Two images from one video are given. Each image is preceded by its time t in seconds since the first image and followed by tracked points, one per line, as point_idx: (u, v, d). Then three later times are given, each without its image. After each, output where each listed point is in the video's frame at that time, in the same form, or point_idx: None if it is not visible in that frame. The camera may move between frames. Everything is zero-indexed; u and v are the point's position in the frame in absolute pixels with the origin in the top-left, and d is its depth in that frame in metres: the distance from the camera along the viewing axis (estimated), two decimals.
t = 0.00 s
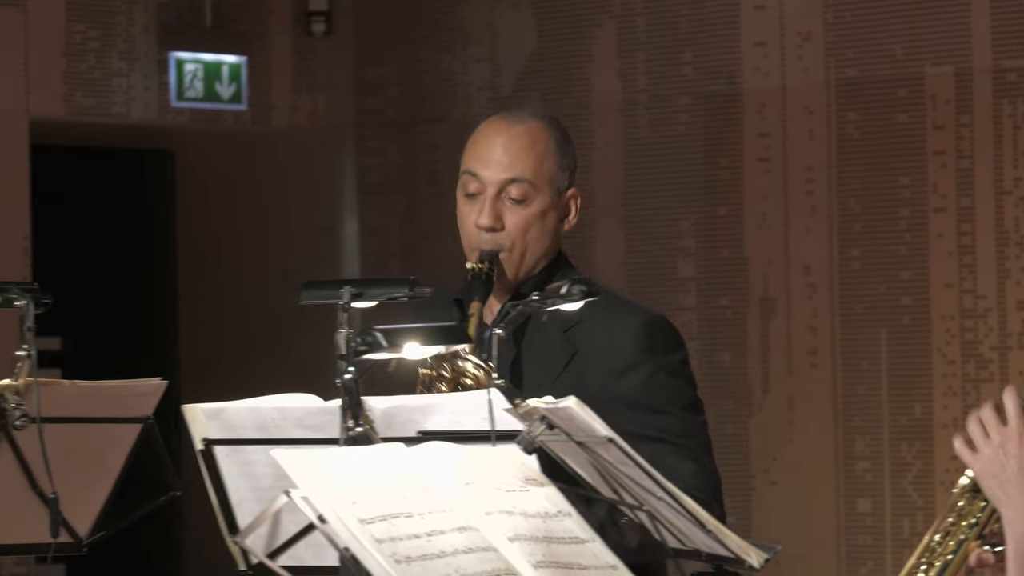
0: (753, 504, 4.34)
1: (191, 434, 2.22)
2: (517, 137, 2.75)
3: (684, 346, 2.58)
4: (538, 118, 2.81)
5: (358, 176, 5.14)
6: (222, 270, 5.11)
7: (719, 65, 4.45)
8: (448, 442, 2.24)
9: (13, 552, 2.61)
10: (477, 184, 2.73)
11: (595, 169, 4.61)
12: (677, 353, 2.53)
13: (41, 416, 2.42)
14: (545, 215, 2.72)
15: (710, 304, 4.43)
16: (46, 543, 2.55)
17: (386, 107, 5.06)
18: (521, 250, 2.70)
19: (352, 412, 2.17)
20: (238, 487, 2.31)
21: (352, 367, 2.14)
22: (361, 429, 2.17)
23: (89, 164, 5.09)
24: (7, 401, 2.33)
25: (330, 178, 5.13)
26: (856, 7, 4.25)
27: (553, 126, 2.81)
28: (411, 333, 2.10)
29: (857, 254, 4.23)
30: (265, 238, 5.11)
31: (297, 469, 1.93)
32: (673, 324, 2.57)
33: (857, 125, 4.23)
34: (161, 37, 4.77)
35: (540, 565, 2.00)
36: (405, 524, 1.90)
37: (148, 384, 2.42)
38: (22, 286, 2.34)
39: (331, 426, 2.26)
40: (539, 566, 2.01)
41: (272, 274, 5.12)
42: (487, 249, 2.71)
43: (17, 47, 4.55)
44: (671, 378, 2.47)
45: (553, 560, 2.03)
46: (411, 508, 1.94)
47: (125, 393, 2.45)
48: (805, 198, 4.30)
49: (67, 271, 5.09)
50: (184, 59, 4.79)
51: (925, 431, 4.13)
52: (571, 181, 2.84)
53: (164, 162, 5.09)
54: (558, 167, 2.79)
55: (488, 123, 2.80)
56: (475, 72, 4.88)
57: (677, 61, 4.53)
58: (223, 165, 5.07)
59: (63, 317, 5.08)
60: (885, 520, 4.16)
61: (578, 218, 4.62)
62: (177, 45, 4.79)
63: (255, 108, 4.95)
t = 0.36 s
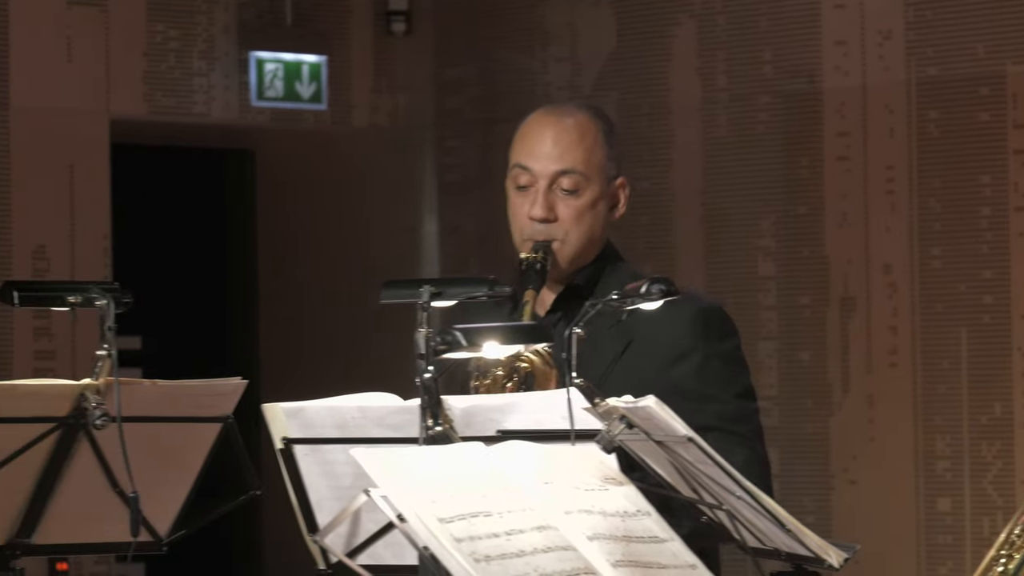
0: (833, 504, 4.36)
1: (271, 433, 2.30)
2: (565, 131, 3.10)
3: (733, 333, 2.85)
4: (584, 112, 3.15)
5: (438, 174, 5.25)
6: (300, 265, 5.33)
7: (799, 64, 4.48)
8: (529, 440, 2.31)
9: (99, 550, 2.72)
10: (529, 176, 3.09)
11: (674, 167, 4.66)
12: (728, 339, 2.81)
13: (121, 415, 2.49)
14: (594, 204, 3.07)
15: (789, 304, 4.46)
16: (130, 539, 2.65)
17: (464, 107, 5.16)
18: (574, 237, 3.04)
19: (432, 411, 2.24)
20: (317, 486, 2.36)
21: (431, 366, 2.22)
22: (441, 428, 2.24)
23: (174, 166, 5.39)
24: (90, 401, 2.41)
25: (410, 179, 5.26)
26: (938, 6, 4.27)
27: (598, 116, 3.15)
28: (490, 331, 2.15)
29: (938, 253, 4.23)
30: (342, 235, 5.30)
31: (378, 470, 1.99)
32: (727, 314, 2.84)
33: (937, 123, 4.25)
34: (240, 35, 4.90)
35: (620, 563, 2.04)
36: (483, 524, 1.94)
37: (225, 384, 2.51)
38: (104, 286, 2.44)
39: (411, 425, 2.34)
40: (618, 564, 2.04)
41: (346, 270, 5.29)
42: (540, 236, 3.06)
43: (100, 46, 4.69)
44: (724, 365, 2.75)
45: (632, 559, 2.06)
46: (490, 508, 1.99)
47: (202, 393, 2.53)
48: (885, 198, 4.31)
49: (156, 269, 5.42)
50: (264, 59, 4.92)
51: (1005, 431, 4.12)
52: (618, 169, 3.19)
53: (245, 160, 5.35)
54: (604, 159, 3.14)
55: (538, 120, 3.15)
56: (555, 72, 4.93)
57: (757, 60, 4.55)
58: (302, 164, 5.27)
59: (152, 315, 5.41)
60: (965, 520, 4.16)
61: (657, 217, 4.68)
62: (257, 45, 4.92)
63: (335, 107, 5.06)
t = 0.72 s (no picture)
0: (904, 504, 4.39)
1: (342, 431, 2.38)
2: (620, 148, 3.24)
3: (793, 346, 2.99)
4: (639, 129, 3.29)
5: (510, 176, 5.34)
6: (370, 265, 5.46)
7: (870, 64, 4.53)
8: (599, 440, 2.35)
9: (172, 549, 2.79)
10: (586, 192, 3.21)
11: (744, 164, 4.71)
12: (784, 351, 2.95)
13: (193, 414, 2.52)
14: (650, 219, 3.20)
15: (860, 303, 4.50)
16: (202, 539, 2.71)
17: (536, 105, 5.21)
18: (631, 252, 3.18)
19: (502, 411, 2.29)
20: (388, 486, 2.45)
21: (502, 365, 2.27)
22: (511, 428, 2.29)
23: (245, 165, 5.49)
24: (161, 400, 2.44)
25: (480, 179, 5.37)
26: (1009, 5, 4.34)
27: (650, 133, 3.29)
28: (561, 332, 2.20)
29: (1008, 252, 4.30)
30: (413, 236, 5.43)
31: (451, 471, 2.05)
32: (779, 325, 2.99)
33: (1008, 122, 4.31)
34: (311, 35, 5.02)
35: (690, 563, 2.08)
36: (554, 524, 2.00)
37: (296, 383, 2.51)
38: (175, 286, 2.50)
39: (480, 424, 2.38)
40: (688, 564, 2.08)
41: (416, 272, 5.43)
42: (598, 251, 3.19)
43: (171, 46, 4.80)
44: (778, 376, 2.90)
45: (702, 559, 2.10)
46: (561, 507, 2.04)
47: (273, 393, 2.55)
48: (956, 197, 4.37)
49: (226, 267, 5.50)
50: (335, 58, 5.02)
51: None
52: (671, 183, 3.33)
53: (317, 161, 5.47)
54: (658, 173, 3.27)
55: (592, 137, 3.28)
56: (625, 71, 4.99)
57: (826, 58, 4.61)
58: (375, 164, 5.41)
59: (220, 312, 5.48)
60: None
61: (726, 216, 4.73)
62: (327, 44, 5.03)
63: (404, 106, 5.16)
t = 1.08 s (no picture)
0: (969, 503, 4.48)
1: (407, 432, 2.45)
2: (676, 143, 3.30)
3: (851, 343, 3.03)
4: (698, 124, 3.34)
5: (573, 174, 5.35)
6: (432, 266, 5.74)
7: (934, 56, 4.61)
8: (662, 439, 2.42)
9: (237, 549, 2.82)
10: (642, 187, 3.30)
11: (809, 162, 4.79)
12: (841, 351, 2.99)
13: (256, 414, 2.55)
14: (705, 214, 3.27)
15: (925, 304, 4.59)
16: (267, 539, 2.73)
17: (602, 104, 5.26)
18: (684, 248, 3.26)
19: (566, 411, 2.34)
20: (452, 486, 2.50)
21: (566, 365, 2.34)
22: (575, 427, 2.34)
23: (309, 168, 5.76)
24: (225, 400, 2.48)
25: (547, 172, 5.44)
26: None
27: (709, 127, 3.34)
28: (625, 331, 2.26)
29: None
30: (473, 237, 5.68)
31: (516, 472, 2.11)
32: (841, 323, 3.03)
33: None
34: (375, 38, 5.08)
35: (754, 562, 2.12)
36: (618, 523, 2.06)
37: (361, 384, 2.56)
38: (240, 285, 2.51)
39: (545, 424, 2.44)
40: (752, 563, 2.12)
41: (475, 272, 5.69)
42: (653, 245, 3.28)
43: (235, 45, 4.90)
44: (834, 376, 2.95)
45: (767, 558, 2.14)
46: (624, 507, 2.09)
47: (336, 392, 2.59)
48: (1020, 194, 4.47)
49: (293, 267, 5.78)
50: (399, 58, 5.08)
51: None
52: (732, 177, 3.38)
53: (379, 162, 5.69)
54: (716, 168, 3.33)
55: (651, 130, 3.35)
56: (690, 70, 5.05)
57: (892, 57, 4.69)
58: (436, 166, 5.62)
59: (287, 311, 5.76)
60: None
61: (792, 215, 4.81)
62: (391, 45, 5.08)
63: (470, 107, 5.21)
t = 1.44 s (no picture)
0: None
1: (467, 432, 2.51)
2: (734, 146, 3.36)
3: (907, 354, 3.14)
4: (760, 127, 3.40)
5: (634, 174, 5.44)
6: (495, 266, 5.87)
7: (997, 58, 4.68)
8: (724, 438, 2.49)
9: (298, 550, 2.90)
10: (698, 189, 3.37)
11: (870, 162, 4.85)
12: (896, 360, 3.10)
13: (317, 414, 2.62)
14: (759, 218, 3.33)
15: (987, 305, 4.65)
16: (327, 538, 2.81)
17: (663, 104, 5.33)
18: (736, 251, 3.34)
19: (626, 412, 2.39)
20: (513, 485, 2.57)
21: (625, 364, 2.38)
22: (635, 427, 2.39)
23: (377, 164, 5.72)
24: (286, 399, 2.55)
25: (607, 172, 5.55)
26: None
27: (770, 131, 3.39)
28: (685, 332, 2.31)
29: None
30: (535, 237, 5.78)
31: (577, 471, 2.17)
32: (897, 334, 3.15)
33: None
34: (436, 38, 5.19)
35: (815, 562, 2.17)
36: (679, 523, 2.11)
37: (421, 383, 2.63)
38: (300, 285, 2.59)
39: (605, 425, 2.52)
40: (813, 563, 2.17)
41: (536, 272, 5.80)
42: (707, 247, 3.37)
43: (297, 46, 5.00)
44: (888, 385, 3.06)
45: (827, 558, 2.19)
46: (685, 508, 2.15)
47: (397, 391, 2.66)
48: None
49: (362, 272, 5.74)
50: (459, 59, 5.19)
51: None
52: (794, 181, 3.41)
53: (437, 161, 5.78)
54: (773, 172, 3.37)
55: (712, 131, 3.42)
56: (750, 70, 5.12)
57: (954, 57, 4.75)
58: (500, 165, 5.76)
59: (350, 311, 5.71)
60: None
61: (853, 215, 4.87)
62: (452, 45, 5.19)
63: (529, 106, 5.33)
